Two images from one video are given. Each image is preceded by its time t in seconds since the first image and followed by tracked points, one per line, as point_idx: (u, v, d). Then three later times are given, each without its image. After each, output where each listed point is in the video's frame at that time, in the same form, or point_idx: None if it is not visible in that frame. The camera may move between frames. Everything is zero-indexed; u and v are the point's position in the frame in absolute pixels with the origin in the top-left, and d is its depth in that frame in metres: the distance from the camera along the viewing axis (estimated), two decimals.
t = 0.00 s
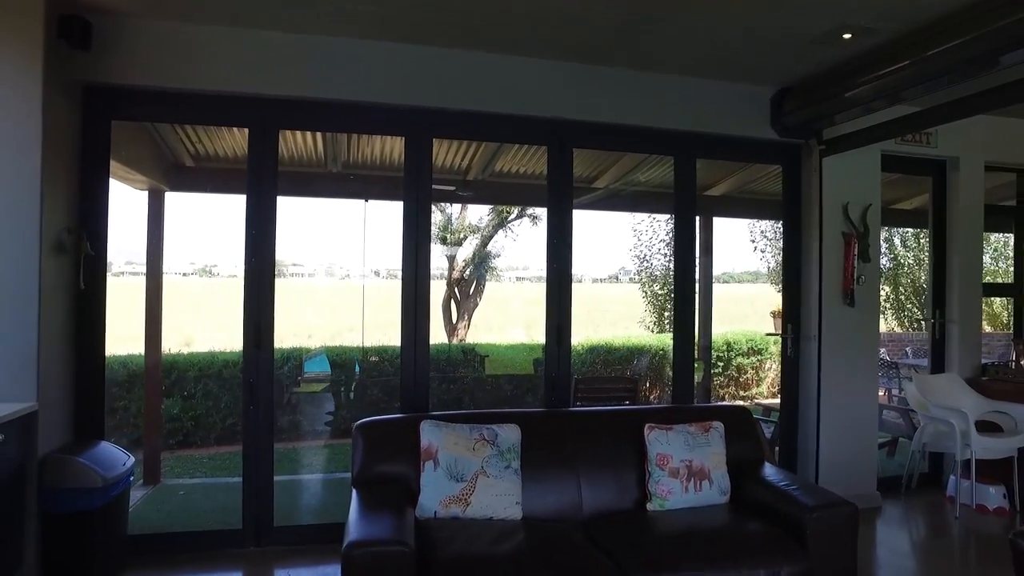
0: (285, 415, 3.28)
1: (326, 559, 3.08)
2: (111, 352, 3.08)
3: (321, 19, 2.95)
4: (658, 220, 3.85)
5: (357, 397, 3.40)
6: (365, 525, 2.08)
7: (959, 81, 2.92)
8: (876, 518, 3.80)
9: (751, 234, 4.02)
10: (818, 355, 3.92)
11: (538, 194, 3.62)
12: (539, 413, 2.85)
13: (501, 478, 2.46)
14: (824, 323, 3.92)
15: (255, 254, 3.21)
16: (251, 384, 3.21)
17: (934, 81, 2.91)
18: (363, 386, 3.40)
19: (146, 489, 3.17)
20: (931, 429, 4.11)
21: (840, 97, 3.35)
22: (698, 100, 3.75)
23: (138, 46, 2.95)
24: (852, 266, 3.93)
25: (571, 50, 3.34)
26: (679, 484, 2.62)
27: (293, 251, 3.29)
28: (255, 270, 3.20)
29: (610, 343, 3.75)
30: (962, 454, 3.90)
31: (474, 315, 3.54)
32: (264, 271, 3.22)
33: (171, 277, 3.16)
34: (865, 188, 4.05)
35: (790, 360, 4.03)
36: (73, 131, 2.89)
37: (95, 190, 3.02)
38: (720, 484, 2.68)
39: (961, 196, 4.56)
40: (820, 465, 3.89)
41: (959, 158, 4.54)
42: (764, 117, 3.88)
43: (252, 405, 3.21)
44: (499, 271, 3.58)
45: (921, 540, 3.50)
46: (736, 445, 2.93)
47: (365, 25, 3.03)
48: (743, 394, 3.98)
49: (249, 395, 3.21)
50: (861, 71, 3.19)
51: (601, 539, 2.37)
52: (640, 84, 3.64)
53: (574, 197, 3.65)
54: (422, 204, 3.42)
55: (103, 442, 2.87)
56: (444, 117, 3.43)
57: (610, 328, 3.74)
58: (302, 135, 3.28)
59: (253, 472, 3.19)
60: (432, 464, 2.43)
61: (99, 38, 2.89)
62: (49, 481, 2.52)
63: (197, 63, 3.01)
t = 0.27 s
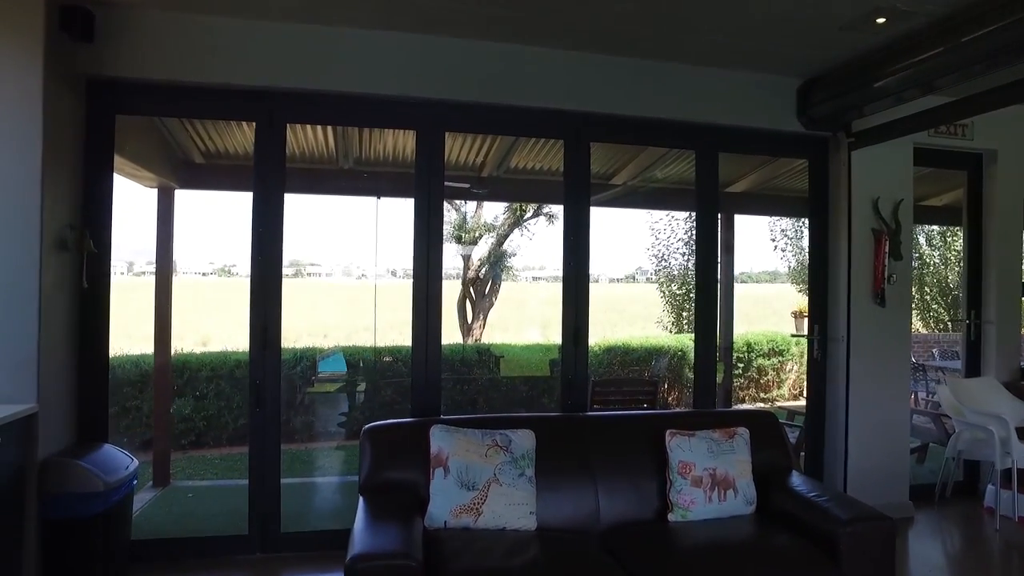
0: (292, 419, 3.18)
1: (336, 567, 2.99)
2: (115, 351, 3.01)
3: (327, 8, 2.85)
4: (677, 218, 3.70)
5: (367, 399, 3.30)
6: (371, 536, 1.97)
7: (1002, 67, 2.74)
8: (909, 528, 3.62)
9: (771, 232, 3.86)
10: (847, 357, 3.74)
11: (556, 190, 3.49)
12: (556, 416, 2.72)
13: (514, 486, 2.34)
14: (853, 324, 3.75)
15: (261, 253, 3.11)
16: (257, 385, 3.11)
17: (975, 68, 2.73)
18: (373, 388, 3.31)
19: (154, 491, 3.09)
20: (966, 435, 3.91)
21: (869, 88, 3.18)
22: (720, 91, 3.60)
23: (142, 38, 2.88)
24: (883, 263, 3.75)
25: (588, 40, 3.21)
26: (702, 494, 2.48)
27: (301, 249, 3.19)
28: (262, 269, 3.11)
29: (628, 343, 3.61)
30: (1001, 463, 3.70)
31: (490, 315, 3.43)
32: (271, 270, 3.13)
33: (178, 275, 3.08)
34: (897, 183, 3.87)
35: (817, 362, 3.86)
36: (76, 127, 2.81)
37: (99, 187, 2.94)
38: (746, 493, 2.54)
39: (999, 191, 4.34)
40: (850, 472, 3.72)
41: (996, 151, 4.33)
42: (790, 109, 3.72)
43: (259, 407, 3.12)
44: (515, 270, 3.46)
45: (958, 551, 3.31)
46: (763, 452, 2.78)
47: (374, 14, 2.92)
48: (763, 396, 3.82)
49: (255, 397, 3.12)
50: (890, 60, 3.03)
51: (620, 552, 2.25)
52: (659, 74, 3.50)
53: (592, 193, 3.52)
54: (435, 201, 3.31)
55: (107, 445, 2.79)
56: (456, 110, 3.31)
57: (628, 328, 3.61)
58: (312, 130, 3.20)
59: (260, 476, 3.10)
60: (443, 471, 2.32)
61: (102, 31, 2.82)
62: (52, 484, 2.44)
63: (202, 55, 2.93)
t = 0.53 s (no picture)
0: (296, 425, 3.08)
1: None
2: (116, 353, 2.92)
3: None
4: (694, 216, 3.55)
5: (373, 403, 3.19)
6: (371, 550, 1.86)
7: None
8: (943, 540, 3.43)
9: (791, 230, 3.69)
10: (876, 360, 3.56)
11: (570, 187, 3.36)
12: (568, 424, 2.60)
13: (524, 498, 2.21)
14: (883, 325, 3.57)
15: (263, 252, 3.01)
16: (260, 389, 3.01)
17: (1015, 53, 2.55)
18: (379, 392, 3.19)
19: (159, 495, 3.04)
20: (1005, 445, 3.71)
21: (898, 76, 3.00)
22: (742, 82, 3.43)
23: (140, 30, 2.79)
24: (915, 261, 3.57)
25: (601, 28, 3.07)
26: (725, 507, 2.33)
27: (305, 248, 3.08)
28: (264, 269, 3.01)
29: (644, 343, 3.47)
30: None
31: (505, 314, 3.32)
32: (273, 271, 3.02)
33: (184, 276, 3.00)
34: (928, 177, 3.68)
35: (843, 365, 3.68)
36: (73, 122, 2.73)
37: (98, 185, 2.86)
38: (771, 506, 2.39)
39: None
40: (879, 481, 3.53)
41: None
42: (816, 100, 3.52)
43: (260, 410, 3.02)
44: (530, 270, 3.34)
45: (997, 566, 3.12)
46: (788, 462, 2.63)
47: (377, 3, 2.81)
48: (783, 399, 3.67)
49: (257, 400, 3.01)
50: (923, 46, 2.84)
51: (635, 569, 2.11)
52: (677, 64, 3.34)
53: (608, 190, 3.38)
54: (444, 198, 3.19)
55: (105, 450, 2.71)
56: (464, 103, 3.18)
57: (644, 328, 3.46)
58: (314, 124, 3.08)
59: (262, 482, 3.01)
60: (449, 481, 2.20)
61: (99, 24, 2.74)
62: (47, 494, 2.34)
63: (202, 48, 2.83)
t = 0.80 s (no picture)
0: (301, 428, 2.99)
1: None
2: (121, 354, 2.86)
3: None
4: (713, 215, 3.41)
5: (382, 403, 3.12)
6: (371, 566, 1.75)
7: None
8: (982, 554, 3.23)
9: (812, 228, 3.54)
10: (909, 363, 3.38)
11: (585, 183, 3.23)
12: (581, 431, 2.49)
13: (535, 511, 2.08)
14: (916, 327, 3.38)
15: (266, 249, 2.91)
16: (262, 392, 2.91)
17: None
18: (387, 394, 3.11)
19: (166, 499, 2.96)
20: None
21: (932, 64, 2.81)
22: (765, 71, 3.26)
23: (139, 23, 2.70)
24: (950, 258, 3.37)
25: (616, 16, 2.92)
26: (749, 521, 2.19)
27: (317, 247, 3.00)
28: (267, 267, 2.91)
29: (663, 343, 3.34)
30: None
31: (520, 314, 3.22)
32: (276, 270, 2.92)
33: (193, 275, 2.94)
34: (965, 170, 3.48)
35: (874, 369, 3.50)
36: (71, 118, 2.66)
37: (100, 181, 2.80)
38: (799, 521, 2.24)
39: None
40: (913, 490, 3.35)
41: None
42: (845, 90, 3.33)
43: (263, 415, 2.92)
44: (546, 270, 3.23)
45: None
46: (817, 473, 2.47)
47: None
48: (805, 401, 3.54)
49: (259, 403, 2.92)
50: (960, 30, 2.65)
51: None
52: (696, 53, 3.18)
53: (625, 187, 3.24)
54: (453, 196, 3.07)
55: (104, 454, 2.65)
56: (474, 95, 3.06)
57: (661, 329, 3.33)
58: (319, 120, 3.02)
59: (265, 488, 2.90)
60: (455, 492, 2.08)
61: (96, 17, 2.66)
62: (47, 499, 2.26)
63: (201, 40, 2.74)
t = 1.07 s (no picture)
0: (303, 432, 2.89)
1: None
2: (127, 354, 2.79)
3: None
4: (731, 213, 3.26)
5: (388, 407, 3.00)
6: None
7: None
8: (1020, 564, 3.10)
9: (832, 225, 3.35)
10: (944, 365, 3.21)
11: (598, 178, 3.10)
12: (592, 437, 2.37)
13: (547, 524, 1.95)
14: (952, 326, 3.24)
15: (267, 247, 2.81)
16: (263, 395, 2.80)
17: None
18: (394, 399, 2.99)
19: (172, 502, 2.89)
20: None
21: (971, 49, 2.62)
22: (791, 59, 3.09)
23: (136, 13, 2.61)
24: (990, 254, 3.24)
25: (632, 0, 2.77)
26: (777, 537, 2.04)
27: (340, 247, 2.96)
28: (270, 266, 2.80)
29: (680, 344, 3.19)
30: None
31: (534, 313, 3.10)
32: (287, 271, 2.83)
33: (197, 275, 2.84)
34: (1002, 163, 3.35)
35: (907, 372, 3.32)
36: (64, 111, 2.57)
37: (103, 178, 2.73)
38: (831, 537, 2.08)
39: None
40: (949, 497, 3.20)
41: None
42: (875, 77, 3.15)
43: (264, 419, 2.81)
44: (560, 269, 3.11)
45: None
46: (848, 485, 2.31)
47: None
48: (827, 404, 3.34)
49: (261, 407, 2.81)
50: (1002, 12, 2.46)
51: None
52: (718, 40, 3.02)
53: (642, 184, 3.10)
54: (462, 192, 2.94)
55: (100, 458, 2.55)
56: (484, 86, 2.93)
57: (678, 329, 3.17)
58: (327, 113, 2.91)
59: (266, 495, 2.79)
60: (462, 504, 1.96)
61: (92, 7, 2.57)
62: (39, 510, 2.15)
63: (200, 30, 2.64)
